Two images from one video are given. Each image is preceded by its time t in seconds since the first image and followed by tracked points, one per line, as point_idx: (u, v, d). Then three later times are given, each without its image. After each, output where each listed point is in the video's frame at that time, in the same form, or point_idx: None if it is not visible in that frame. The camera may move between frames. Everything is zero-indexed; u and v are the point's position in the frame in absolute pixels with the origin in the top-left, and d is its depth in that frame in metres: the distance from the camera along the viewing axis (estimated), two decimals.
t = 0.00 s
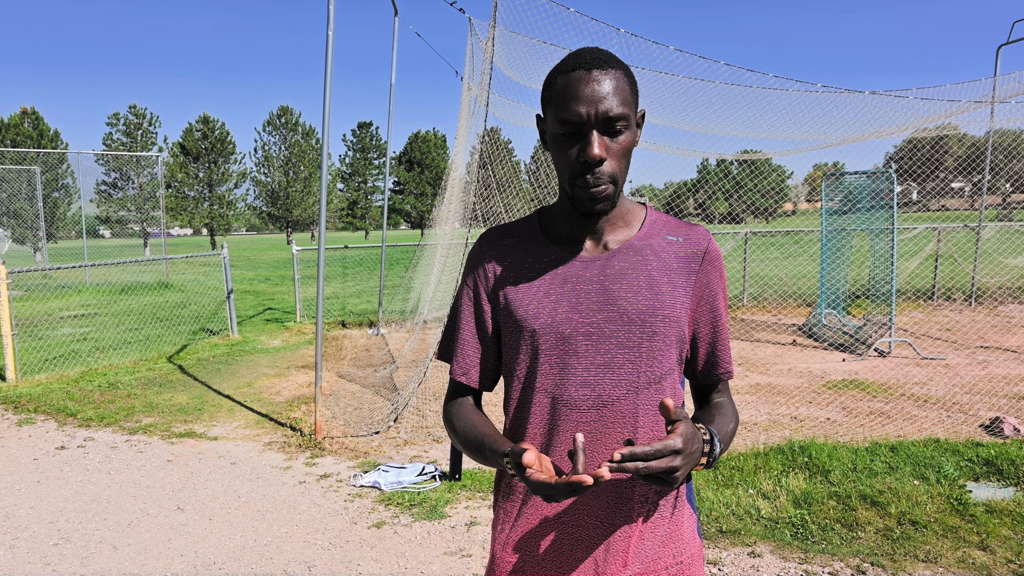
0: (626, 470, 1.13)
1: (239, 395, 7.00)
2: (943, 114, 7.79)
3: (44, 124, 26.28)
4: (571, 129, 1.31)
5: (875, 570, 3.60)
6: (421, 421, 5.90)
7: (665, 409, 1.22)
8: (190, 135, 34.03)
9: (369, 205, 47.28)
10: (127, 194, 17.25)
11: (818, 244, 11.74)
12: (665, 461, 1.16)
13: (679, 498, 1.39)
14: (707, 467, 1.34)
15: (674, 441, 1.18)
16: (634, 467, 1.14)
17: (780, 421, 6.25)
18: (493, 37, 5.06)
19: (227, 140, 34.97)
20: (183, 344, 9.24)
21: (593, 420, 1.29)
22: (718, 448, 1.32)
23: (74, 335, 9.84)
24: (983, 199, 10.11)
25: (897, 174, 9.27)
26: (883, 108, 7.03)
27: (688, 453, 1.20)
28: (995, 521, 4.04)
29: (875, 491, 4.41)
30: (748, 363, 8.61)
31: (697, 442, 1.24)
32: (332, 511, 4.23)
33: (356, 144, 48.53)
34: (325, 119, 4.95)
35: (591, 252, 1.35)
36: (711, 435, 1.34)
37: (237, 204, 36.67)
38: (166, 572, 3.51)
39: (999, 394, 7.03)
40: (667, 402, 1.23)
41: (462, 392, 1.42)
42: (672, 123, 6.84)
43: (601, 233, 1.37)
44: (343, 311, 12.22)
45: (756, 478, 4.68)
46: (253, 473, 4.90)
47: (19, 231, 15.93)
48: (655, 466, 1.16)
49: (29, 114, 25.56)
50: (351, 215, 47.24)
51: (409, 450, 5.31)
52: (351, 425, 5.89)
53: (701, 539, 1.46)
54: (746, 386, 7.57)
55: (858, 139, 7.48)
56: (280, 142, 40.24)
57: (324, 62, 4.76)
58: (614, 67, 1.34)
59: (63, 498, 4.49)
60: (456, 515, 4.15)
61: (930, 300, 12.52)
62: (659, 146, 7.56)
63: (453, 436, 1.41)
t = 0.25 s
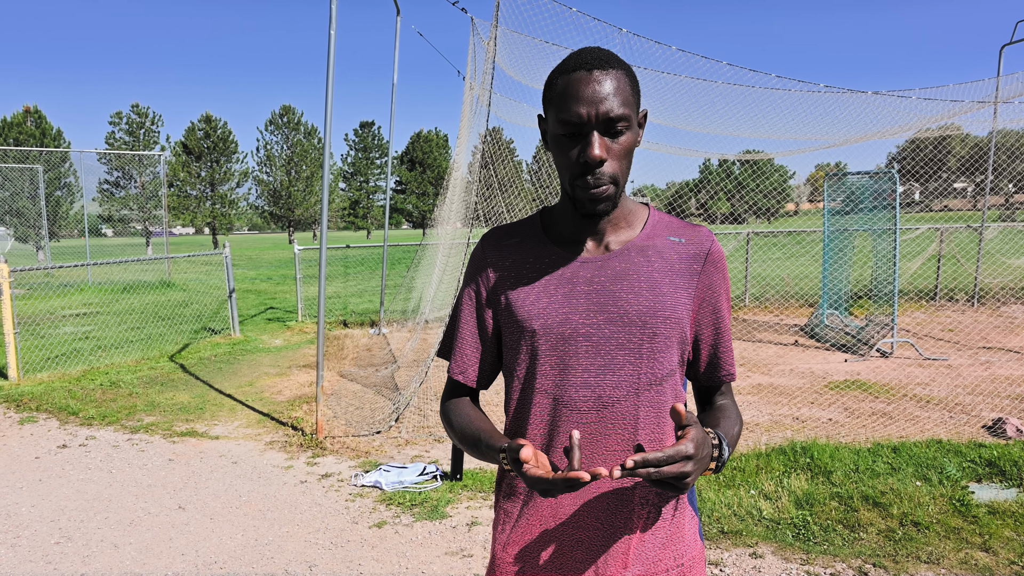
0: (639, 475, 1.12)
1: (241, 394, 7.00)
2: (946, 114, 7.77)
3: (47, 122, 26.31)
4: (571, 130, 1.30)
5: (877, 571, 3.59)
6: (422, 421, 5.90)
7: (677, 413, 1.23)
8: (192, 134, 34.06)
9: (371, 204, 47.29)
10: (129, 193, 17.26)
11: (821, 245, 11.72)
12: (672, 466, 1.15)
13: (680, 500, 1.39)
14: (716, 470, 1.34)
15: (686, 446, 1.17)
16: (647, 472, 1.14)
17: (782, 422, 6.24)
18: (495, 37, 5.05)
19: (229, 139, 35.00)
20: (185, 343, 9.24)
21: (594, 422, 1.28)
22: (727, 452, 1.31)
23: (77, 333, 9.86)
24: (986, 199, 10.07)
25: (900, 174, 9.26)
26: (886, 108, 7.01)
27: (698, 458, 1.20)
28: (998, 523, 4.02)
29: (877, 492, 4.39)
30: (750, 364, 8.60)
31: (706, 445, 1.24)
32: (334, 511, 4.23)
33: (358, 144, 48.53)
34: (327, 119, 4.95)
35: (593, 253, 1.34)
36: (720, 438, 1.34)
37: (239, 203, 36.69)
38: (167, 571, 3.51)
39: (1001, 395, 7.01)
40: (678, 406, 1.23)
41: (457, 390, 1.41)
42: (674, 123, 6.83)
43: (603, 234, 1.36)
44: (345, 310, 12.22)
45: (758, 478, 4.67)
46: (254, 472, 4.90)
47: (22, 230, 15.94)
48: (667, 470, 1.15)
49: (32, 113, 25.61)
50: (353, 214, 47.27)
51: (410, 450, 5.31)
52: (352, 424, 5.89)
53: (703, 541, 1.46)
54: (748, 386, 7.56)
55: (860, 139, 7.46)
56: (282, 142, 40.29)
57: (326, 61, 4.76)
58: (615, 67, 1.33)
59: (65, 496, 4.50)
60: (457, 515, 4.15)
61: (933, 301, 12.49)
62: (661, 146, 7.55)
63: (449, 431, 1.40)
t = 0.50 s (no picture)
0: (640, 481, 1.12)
1: (241, 394, 7.00)
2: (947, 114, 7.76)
3: (48, 122, 26.31)
4: (571, 130, 1.30)
5: (878, 572, 3.59)
6: (423, 421, 5.89)
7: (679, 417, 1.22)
8: (193, 134, 34.08)
9: (372, 204, 47.29)
10: (130, 194, 17.25)
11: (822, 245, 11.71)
12: (671, 470, 1.14)
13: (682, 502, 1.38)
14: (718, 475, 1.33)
15: (688, 452, 1.17)
16: (648, 478, 1.13)
17: (783, 422, 6.23)
18: (496, 37, 5.05)
19: (230, 139, 35.01)
20: (185, 343, 9.24)
21: (596, 424, 1.28)
22: (729, 457, 1.31)
23: (77, 334, 9.85)
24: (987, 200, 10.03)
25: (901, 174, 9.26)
26: (888, 108, 7.01)
27: (701, 463, 1.19)
28: (1000, 524, 4.01)
29: (879, 493, 4.38)
30: (751, 364, 8.58)
31: (710, 451, 1.23)
32: (334, 511, 4.23)
33: (359, 144, 48.53)
34: (328, 119, 4.94)
35: (594, 253, 1.34)
36: (723, 444, 1.34)
37: (240, 203, 36.69)
38: (168, 572, 3.51)
39: (1003, 396, 7.00)
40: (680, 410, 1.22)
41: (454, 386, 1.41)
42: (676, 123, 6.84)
43: (604, 234, 1.36)
44: (346, 310, 12.22)
45: (759, 479, 4.66)
46: (255, 472, 4.90)
47: (23, 230, 15.94)
48: (668, 477, 1.15)
49: (33, 113, 25.63)
50: (354, 214, 47.29)
51: (410, 450, 5.30)
52: (353, 424, 5.89)
53: (704, 543, 1.45)
54: (749, 387, 7.55)
55: (862, 139, 7.45)
56: (283, 142, 40.29)
57: (327, 61, 4.76)
58: (616, 67, 1.32)
59: (66, 496, 4.49)
60: (458, 516, 4.15)
61: (934, 301, 12.48)
62: (662, 147, 7.55)
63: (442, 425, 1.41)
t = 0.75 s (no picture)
0: (633, 480, 1.11)
1: (242, 393, 7.00)
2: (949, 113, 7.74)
3: (49, 121, 26.32)
4: (571, 128, 1.29)
5: (880, 571, 3.58)
6: (423, 420, 5.89)
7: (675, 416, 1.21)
8: (194, 133, 34.12)
9: (373, 203, 47.27)
10: (131, 192, 17.25)
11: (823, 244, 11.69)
12: (667, 469, 1.14)
13: (684, 501, 1.38)
14: (716, 474, 1.33)
15: (682, 451, 1.16)
16: (642, 476, 1.13)
17: (784, 421, 6.22)
18: (496, 35, 5.04)
19: (231, 138, 35.02)
20: (186, 342, 9.23)
21: (596, 422, 1.27)
22: (726, 455, 1.30)
23: (78, 333, 9.85)
24: (988, 200, 10.00)
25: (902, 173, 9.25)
26: (889, 107, 6.99)
27: (696, 462, 1.18)
28: (1001, 523, 4.01)
29: (880, 493, 4.38)
30: (752, 363, 8.57)
31: (705, 450, 1.22)
32: (335, 510, 4.22)
33: (360, 143, 48.51)
34: (328, 118, 4.93)
35: (595, 251, 1.33)
36: (720, 442, 1.33)
37: (241, 201, 36.69)
38: (168, 571, 3.51)
39: (1004, 395, 6.99)
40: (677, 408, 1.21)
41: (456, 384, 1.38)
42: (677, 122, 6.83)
43: (604, 232, 1.35)
44: (346, 309, 12.22)
45: (760, 478, 4.66)
46: (256, 471, 4.90)
47: (24, 229, 15.95)
48: (663, 476, 1.14)
49: (34, 112, 25.64)
50: (355, 213, 47.29)
51: (411, 449, 5.30)
52: (353, 423, 5.89)
53: (706, 542, 1.44)
54: (750, 386, 7.54)
55: (863, 138, 7.43)
56: (284, 141, 40.29)
57: (327, 60, 4.75)
58: (617, 65, 1.32)
59: (66, 496, 4.49)
60: (459, 515, 4.14)
61: (935, 301, 12.47)
62: (663, 145, 7.54)
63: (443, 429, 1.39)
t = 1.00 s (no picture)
0: (627, 468, 1.10)
1: (241, 390, 6.99)
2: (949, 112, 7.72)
3: (48, 117, 26.27)
4: (574, 125, 1.28)
5: (878, 570, 3.58)
6: (422, 418, 5.89)
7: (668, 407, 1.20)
8: (193, 129, 34.10)
9: (372, 200, 47.22)
10: (131, 188, 17.22)
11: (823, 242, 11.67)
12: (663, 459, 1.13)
13: (683, 498, 1.37)
14: (711, 466, 1.32)
15: (676, 440, 1.15)
16: (635, 464, 1.11)
17: (783, 420, 6.23)
18: (497, 32, 5.02)
19: (230, 134, 34.98)
20: (185, 338, 9.22)
21: (596, 418, 1.26)
22: (722, 447, 1.29)
23: (77, 329, 9.85)
24: (988, 199, 9.99)
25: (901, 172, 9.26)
26: (890, 106, 6.98)
27: (691, 452, 1.17)
28: (1000, 522, 4.01)
29: (879, 491, 4.38)
30: (751, 362, 8.57)
31: (701, 442, 1.22)
32: (333, 507, 4.22)
33: (360, 140, 48.43)
34: (328, 115, 4.92)
35: (596, 248, 1.32)
36: (717, 435, 1.32)
37: (240, 198, 36.64)
38: (167, 568, 3.50)
39: (1003, 394, 6.99)
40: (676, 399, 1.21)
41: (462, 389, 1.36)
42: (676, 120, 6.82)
43: (606, 229, 1.34)
44: (345, 306, 12.21)
45: (759, 477, 4.66)
46: (254, 468, 4.90)
47: (22, 224, 15.92)
48: (655, 465, 1.13)
49: (33, 107, 25.60)
50: (354, 210, 47.24)
51: (410, 446, 5.29)
52: (352, 420, 5.88)
53: (706, 539, 1.44)
54: (749, 384, 7.54)
55: (864, 137, 7.42)
56: (284, 138, 40.25)
57: (327, 57, 4.73)
58: (621, 61, 1.31)
59: (65, 492, 4.49)
60: (457, 512, 4.14)
61: (935, 300, 12.47)
62: (663, 143, 7.53)
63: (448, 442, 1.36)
